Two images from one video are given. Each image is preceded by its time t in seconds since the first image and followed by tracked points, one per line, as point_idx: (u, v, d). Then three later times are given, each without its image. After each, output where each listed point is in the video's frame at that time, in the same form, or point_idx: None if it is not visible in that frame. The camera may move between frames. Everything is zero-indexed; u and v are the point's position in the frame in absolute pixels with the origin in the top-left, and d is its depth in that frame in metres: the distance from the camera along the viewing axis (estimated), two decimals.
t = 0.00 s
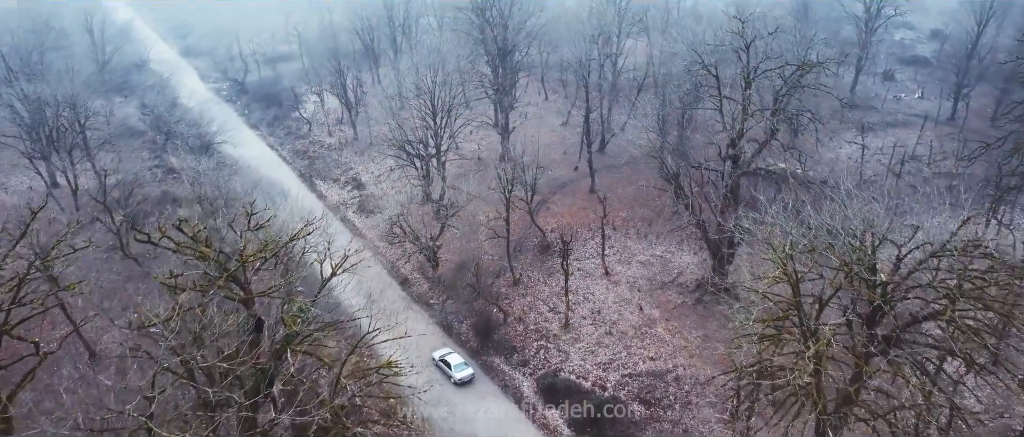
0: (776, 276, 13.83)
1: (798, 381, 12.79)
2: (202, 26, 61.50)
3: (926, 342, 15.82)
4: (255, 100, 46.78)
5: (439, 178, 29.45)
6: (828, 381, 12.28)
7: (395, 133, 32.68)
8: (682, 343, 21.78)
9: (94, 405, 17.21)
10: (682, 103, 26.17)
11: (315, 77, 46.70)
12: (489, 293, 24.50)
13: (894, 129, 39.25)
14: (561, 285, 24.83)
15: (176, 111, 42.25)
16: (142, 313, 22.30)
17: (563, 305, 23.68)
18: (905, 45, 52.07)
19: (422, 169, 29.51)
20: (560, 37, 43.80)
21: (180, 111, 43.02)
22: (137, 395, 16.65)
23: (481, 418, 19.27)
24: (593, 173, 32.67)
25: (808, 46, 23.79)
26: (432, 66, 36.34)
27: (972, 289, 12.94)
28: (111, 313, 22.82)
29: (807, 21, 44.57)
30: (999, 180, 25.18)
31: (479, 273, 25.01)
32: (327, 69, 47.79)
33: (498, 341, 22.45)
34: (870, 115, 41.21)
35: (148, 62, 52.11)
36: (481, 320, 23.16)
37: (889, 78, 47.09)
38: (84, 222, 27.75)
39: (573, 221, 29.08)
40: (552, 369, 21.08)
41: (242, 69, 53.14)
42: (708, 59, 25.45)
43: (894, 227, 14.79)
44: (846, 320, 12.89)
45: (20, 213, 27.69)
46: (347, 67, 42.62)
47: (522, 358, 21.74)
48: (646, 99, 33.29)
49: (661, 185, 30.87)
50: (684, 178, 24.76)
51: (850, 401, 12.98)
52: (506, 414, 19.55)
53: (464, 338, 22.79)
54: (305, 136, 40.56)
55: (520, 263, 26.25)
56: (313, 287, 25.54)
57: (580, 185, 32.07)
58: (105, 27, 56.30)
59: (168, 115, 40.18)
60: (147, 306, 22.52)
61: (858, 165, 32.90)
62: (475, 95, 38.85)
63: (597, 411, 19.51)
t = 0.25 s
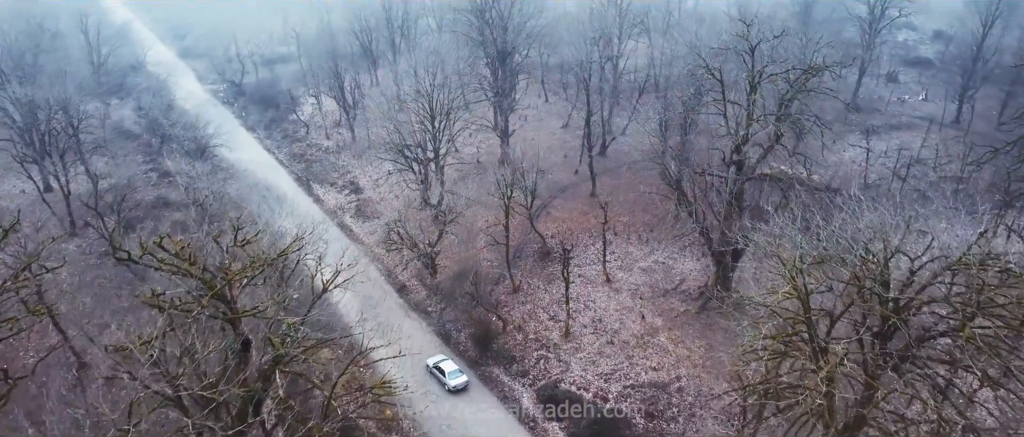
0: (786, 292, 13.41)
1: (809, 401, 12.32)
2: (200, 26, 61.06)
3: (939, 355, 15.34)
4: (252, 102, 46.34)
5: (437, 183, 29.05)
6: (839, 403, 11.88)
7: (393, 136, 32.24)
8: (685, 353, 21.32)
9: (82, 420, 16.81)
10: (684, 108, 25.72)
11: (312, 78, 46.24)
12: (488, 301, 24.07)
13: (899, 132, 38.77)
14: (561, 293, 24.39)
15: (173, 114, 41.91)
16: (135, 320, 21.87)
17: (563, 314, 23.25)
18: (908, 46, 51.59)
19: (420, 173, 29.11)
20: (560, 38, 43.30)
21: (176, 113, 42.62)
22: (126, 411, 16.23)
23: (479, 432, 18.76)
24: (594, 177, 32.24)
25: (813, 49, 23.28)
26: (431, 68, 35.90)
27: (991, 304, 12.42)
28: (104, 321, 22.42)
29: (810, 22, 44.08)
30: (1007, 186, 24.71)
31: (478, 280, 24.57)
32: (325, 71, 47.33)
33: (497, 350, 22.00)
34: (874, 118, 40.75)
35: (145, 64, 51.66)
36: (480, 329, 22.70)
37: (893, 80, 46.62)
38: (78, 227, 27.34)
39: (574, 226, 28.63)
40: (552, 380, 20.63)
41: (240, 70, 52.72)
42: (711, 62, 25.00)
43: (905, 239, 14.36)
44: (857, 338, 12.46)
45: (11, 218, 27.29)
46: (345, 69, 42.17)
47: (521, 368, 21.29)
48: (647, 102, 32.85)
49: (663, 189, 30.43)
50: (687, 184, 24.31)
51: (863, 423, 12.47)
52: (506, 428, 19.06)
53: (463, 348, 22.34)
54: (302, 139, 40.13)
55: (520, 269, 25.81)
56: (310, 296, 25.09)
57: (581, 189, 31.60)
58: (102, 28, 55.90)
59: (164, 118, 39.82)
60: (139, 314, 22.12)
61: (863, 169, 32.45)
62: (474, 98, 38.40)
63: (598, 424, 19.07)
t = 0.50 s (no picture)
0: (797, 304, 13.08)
1: (819, 419, 11.96)
2: (197, 27, 60.64)
3: (949, 368, 14.95)
4: (250, 104, 45.97)
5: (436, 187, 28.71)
6: (851, 423, 11.52)
7: (391, 139, 31.86)
8: (688, 362, 20.93)
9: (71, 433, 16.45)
10: (686, 112, 25.34)
11: (310, 80, 45.85)
12: (487, 308, 23.69)
13: (902, 134, 38.36)
14: (562, 300, 24.00)
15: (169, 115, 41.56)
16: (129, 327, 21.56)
17: (563, 321, 22.86)
18: (910, 47, 51.22)
19: (418, 177, 28.82)
20: (560, 39, 42.87)
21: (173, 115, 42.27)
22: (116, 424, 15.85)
23: None
24: (595, 180, 31.85)
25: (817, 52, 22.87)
26: (429, 70, 35.52)
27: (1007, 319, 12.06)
28: (96, 328, 22.07)
29: (812, 24, 43.69)
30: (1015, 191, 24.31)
31: (477, 287, 24.18)
32: (323, 72, 46.96)
33: (496, 359, 21.60)
34: (877, 120, 40.36)
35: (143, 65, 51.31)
36: (478, 337, 22.30)
37: (896, 81, 46.23)
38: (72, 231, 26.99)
39: (574, 231, 28.24)
40: (552, 390, 20.23)
41: (238, 71, 52.34)
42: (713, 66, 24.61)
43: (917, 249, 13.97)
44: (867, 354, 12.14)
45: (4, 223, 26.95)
46: (343, 71, 41.78)
47: (521, 377, 20.91)
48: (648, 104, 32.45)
49: (664, 193, 30.04)
50: (689, 189, 23.94)
51: None
52: None
53: (461, 356, 21.94)
54: (300, 141, 39.75)
55: (519, 275, 25.45)
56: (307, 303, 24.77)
57: (582, 193, 31.17)
58: (99, 29, 55.51)
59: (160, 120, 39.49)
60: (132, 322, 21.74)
61: (866, 172, 32.05)
62: (473, 99, 38.01)
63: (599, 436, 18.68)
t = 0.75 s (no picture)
0: (807, 322, 12.80)
1: None
2: (195, 28, 60.07)
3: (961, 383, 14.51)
4: (247, 106, 45.49)
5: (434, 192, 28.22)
6: None
7: (388, 143, 31.39)
8: (691, 373, 20.48)
9: None
10: (689, 116, 24.85)
11: (307, 81, 45.34)
12: (486, 316, 23.22)
13: (907, 137, 37.86)
14: (562, 308, 23.53)
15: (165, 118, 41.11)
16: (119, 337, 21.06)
17: (564, 330, 22.40)
18: (913, 48, 50.71)
19: (416, 182, 28.36)
20: (560, 40, 42.32)
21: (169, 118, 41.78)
22: None
23: None
24: (596, 184, 31.37)
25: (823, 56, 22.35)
26: (428, 72, 35.02)
27: None
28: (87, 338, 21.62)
29: (816, 24, 43.14)
30: None
31: (476, 294, 23.70)
32: (320, 74, 46.48)
33: (495, 369, 21.14)
34: (881, 122, 39.86)
35: (138, 66, 50.80)
36: (477, 346, 21.82)
37: (899, 83, 45.73)
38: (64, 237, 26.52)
39: (575, 236, 27.74)
40: (553, 402, 19.79)
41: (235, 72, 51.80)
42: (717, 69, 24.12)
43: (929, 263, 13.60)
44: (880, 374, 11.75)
45: None
46: (341, 73, 41.28)
47: (521, 389, 20.45)
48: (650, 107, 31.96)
49: (666, 197, 29.56)
50: (692, 195, 23.48)
51: None
52: None
53: (460, 366, 21.48)
54: (297, 144, 39.28)
55: (519, 282, 24.98)
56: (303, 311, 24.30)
57: (582, 197, 30.64)
58: (96, 29, 54.95)
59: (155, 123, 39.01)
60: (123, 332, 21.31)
61: (871, 176, 31.57)
62: (472, 102, 37.50)
63: None
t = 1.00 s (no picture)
0: (819, 338, 12.61)
1: None
2: (192, 28, 59.64)
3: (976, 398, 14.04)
4: (245, 107, 45.09)
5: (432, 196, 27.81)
6: None
7: (387, 146, 30.95)
8: (695, 382, 20.07)
9: None
10: (691, 120, 24.45)
11: (305, 83, 44.92)
12: (485, 324, 22.79)
13: (911, 139, 37.46)
14: (562, 315, 23.11)
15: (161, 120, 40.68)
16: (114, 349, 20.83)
17: (564, 339, 22.01)
18: (916, 49, 50.36)
19: (414, 186, 28.00)
20: (560, 41, 41.89)
21: (166, 120, 41.38)
22: None
23: None
24: (596, 187, 30.95)
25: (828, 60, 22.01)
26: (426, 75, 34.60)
27: None
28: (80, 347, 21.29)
29: (819, 26, 42.71)
30: None
31: (475, 302, 23.28)
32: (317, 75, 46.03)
33: (494, 379, 20.72)
34: (885, 124, 39.41)
35: (135, 67, 50.42)
36: (476, 356, 21.40)
37: (903, 84, 45.32)
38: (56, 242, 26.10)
39: (576, 241, 27.29)
40: (553, 414, 19.43)
41: (232, 74, 51.35)
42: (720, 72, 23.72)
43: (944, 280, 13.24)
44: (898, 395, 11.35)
45: None
46: (339, 75, 40.86)
47: (520, 399, 20.06)
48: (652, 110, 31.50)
49: (668, 202, 29.16)
50: (695, 201, 23.05)
51: None
52: None
53: (459, 376, 21.04)
54: (295, 147, 38.91)
55: (519, 289, 24.57)
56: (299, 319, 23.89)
57: (583, 201, 30.21)
58: (93, 30, 54.57)
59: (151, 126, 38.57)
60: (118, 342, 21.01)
61: (875, 179, 31.20)
62: (472, 104, 37.08)
63: None
